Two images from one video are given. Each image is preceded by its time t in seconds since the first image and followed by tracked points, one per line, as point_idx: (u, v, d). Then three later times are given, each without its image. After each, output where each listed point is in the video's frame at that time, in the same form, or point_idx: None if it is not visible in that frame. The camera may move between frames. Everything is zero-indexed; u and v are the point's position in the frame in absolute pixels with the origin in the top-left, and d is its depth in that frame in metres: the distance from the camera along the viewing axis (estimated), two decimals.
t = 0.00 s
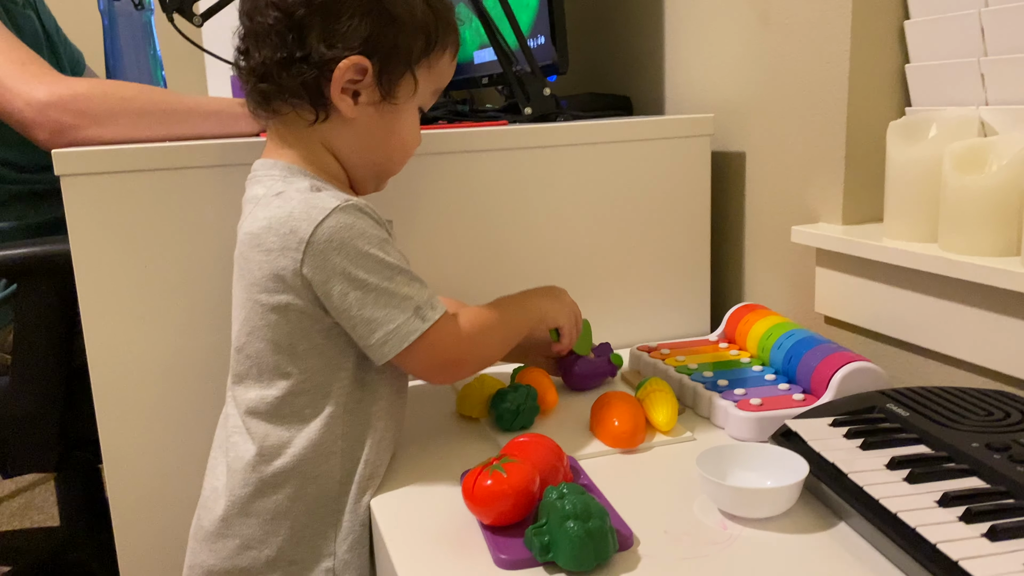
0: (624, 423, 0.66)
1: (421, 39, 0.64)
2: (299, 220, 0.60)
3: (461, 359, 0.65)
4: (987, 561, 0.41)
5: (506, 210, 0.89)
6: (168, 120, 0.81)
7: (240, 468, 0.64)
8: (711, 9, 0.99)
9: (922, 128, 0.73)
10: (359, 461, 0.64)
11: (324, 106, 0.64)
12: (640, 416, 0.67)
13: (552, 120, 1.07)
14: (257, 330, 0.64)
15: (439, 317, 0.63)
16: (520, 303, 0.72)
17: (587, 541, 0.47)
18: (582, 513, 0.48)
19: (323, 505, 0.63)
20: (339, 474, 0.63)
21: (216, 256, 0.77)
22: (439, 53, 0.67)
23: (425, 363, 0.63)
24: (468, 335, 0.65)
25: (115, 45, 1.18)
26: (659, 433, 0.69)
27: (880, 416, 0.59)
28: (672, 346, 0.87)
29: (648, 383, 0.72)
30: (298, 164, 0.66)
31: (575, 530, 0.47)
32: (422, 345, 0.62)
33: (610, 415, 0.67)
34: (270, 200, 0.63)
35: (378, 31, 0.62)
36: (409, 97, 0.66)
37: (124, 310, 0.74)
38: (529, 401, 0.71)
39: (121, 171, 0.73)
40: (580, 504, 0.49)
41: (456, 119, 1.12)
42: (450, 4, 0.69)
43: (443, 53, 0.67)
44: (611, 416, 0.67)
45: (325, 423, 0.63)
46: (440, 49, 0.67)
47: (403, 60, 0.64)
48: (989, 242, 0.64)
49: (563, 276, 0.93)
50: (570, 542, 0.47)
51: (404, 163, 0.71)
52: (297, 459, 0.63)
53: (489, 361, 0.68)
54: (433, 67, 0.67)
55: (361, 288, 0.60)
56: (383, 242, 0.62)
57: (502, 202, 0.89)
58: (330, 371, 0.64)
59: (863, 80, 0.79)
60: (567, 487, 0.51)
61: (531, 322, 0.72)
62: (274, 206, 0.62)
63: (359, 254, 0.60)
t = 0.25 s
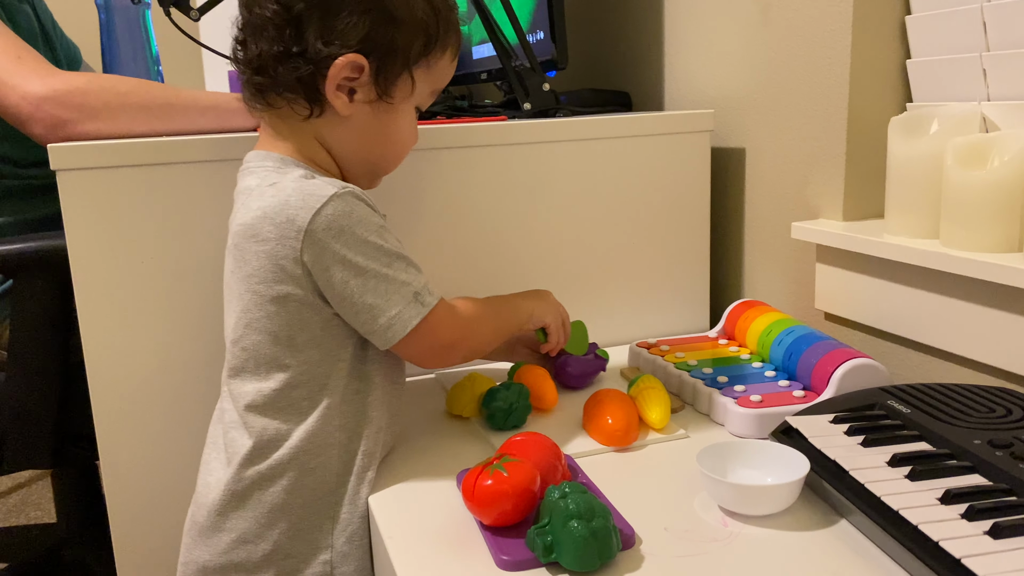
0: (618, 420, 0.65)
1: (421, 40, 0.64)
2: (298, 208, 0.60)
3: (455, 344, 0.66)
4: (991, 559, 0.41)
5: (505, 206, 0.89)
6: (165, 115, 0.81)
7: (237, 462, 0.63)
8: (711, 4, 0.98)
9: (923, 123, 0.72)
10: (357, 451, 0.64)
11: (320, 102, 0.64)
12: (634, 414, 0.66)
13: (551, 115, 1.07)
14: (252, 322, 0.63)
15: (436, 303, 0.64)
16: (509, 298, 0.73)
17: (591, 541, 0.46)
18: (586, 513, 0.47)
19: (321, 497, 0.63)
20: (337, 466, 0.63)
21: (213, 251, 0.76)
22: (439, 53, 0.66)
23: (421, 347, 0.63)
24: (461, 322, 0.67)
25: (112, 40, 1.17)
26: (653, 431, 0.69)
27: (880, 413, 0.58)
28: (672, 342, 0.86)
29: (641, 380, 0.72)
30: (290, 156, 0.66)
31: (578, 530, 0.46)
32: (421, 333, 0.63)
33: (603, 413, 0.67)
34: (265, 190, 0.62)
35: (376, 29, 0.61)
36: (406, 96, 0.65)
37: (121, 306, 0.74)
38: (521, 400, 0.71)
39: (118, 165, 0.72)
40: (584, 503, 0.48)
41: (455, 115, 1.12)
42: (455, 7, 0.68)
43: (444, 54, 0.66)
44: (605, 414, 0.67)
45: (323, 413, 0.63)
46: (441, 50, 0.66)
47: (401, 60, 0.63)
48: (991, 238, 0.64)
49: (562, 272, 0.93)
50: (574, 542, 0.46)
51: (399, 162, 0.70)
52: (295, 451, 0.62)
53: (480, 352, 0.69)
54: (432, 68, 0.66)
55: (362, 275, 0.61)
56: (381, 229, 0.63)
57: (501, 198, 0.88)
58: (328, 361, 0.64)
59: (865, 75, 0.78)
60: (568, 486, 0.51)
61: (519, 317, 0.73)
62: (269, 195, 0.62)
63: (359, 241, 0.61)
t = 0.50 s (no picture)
0: (613, 419, 0.65)
1: (407, 34, 0.62)
2: (285, 203, 0.60)
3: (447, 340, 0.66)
4: (993, 558, 0.41)
5: (503, 203, 0.88)
6: (162, 111, 0.80)
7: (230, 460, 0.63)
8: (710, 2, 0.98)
9: (923, 121, 0.72)
10: (350, 447, 0.64)
11: (303, 99, 0.63)
12: (629, 412, 0.66)
13: (550, 112, 1.06)
14: (242, 319, 0.63)
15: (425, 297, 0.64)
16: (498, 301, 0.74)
17: (592, 540, 0.46)
18: (587, 512, 0.47)
19: (313, 494, 0.62)
20: (329, 463, 0.63)
21: (210, 248, 0.76)
22: (428, 48, 0.64)
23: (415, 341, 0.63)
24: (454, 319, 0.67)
25: (109, 36, 1.17)
26: (648, 429, 0.68)
27: (880, 411, 0.58)
28: (670, 340, 0.86)
29: (635, 378, 0.72)
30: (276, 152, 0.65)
31: (579, 530, 0.46)
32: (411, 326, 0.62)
33: (599, 411, 0.67)
34: (253, 186, 0.62)
35: (358, 25, 0.60)
36: (392, 93, 0.64)
37: (118, 303, 0.74)
38: (516, 400, 0.70)
39: (114, 162, 0.72)
40: (585, 503, 0.48)
41: (453, 112, 1.11)
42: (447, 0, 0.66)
43: (433, 48, 0.65)
44: (600, 412, 0.66)
45: (315, 410, 0.63)
46: (429, 45, 0.64)
47: (385, 55, 0.62)
48: (991, 236, 0.64)
49: (561, 270, 0.93)
50: (575, 542, 0.46)
51: (389, 159, 0.69)
52: (286, 448, 0.62)
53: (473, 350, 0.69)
54: (421, 63, 0.65)
55: (350, 270, 0.61)
56: (370, 223, 0.62)
57: (499, 195, 0.88)
58: (319, 357, 0.64)
59: (864, 72, 0.78)
60: (569, 485, 0.50)
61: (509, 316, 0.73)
62: (257, 191, 0.61)
63: (347, 236, 0.61)
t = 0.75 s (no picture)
0: (612, 418, 0.65)
1: (395, 32, 0.62)
2: (272, 203, 0.59)
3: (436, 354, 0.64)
4: (993, 558, 0.40)
5: (502, 202, 0.88)
6: (160, 109, 0.80)
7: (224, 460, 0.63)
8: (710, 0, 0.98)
9: (923, 120, 0.72)
10: (343, 449, 0.63)
11: (292, 99, 0.63)
12: (627, 411, 0.66)
13: (549, 111, 1.06)
14: (234, 319, 0.63)
15: (413, 308, 0.61)
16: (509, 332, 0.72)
17: (592, 540, 0.46)
18: (587, 512, 0.47)
19: (307, 495, 0.62)
20: (323, 464, 0.62)
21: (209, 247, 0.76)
22: (418, 45, 0.64)
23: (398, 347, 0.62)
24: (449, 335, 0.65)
25: (107, 34, 1.17)
26: (646, 427, 0.68)
27: (880, 411, 0.58)
28: (670, 339, 0.86)
29: (633, 376, 0.71)
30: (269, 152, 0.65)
31: (579, 529, 0.46)
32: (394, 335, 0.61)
33: (597, 410, 0.66)
34: (245, 185, 0.62)
35: (343, 23, 0.60)
36: (382, 91, 0.63)
37: (116, 301, 0.73)
38: (510, 400, 0.69)
39: (112, 160, 0.71)
40: (585, 502, 0.48)
41: (452, 111, 1.11)
42: None
43: (425, 46, 0.64)
44: (598, 411, 0.66)
45: (307, 412, 0.62)
46: (419, 41, 0.63)
47: (372, 54, 0.61)
48: (990, 235, 0.64)
49: (560, 268, 0.93)
50: (576, 542, 0.46)
51: (385, 159, 0.68)
52: (279, 449, 0.62)
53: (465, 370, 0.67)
54: (412, 61, 0.64)
55: (334, 274, 0.59)
56: (358, 226, 0.61)
57: (498, 194, 0.88)
58: (309, 359, 0.63)
59: (864, 71, 0.78)
60: (568, 485, 0.50)
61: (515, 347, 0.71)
62: (248, 190, 0.61)
63: (333, 238, 0.59)
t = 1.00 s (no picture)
0: (609, 418, 0.65)
1: (404, 34, 0.62)
2: (266, 211, 0.59)
3: (417, 373, 0.62)
4: (988, 558, 0.41)
5: (501, 202, 0.88)
6: (158, 109, 0.80)
7: (221, 459, 0.63)
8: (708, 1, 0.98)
9: (921, 120, 0.72)
10: (339, 456, 0.63)
11: (300, 99, 0.63)
12: (625, 411, 0.66)
13: (547, 112, 1.06)
14: (231, 322, 0.63)
15: (398, 329, 0.60)
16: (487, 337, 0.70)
17: (590, 540, 0.46)
18: (585, 511, 0.47)
19: (304, 500, 0.62)
20: (320, 470, 0.62)
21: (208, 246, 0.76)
22: (428, 47, 0.64)
23: (373, 372, 0.60)
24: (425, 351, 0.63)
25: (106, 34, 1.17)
26: (644, 428, 0.69)
27: (877, 411, 0.58)
28: (668, 340, 0.86)
29: (631, 377, 0.71)
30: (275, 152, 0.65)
31: (577, 529, 0.46)
32: (375, 355, 0.60)
33: (595, 411, 0.66)
34: (244, 188, 0.62)
35: (352, 24, 0.60)
36: (389, 93, 0.63)
37: (115, 300, 0.73)
38: (487, 404, 0.68)
39: (111, 160, 0.71)
40: (582, 502, 0.48)
41: (451, 111, 1.11)
42: None
43: (434, 48, 0.64)
44: (596, 412, 0.66)
45: (305, 417, 0.62)
46: (428, 43, 0.63)
47: (382, 55, 0.61)
48: (988, 235, 0.64)
49: (558, 268, 0.93)
50: (573, 541, 0.46)
51: (391, 160, 0.68)
52: (275, 454, 0.62)
53: (448, 385, 0.66)
54: (421, 63, 0.64)
55: (320, 288, 0.59)
56: (350, 240, 0.60)
57: (496, 194, 0.88)
58: (303, 369, 0.63)
59: (862, 72, 0.78)
60: (566, 485, 0.50)
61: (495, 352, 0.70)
62: (246, 194, 0.61)
63: (321, 252, 0.59)
